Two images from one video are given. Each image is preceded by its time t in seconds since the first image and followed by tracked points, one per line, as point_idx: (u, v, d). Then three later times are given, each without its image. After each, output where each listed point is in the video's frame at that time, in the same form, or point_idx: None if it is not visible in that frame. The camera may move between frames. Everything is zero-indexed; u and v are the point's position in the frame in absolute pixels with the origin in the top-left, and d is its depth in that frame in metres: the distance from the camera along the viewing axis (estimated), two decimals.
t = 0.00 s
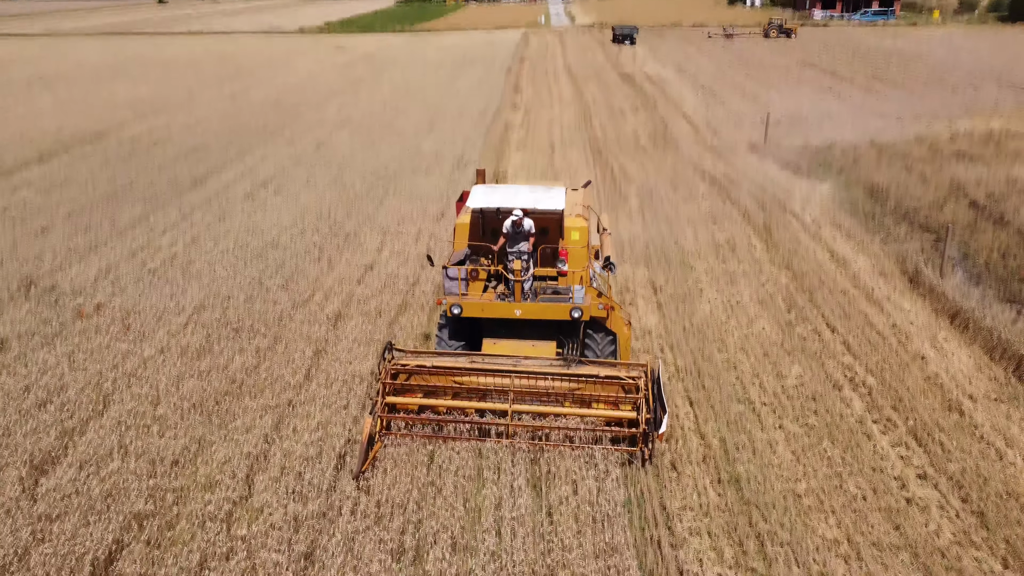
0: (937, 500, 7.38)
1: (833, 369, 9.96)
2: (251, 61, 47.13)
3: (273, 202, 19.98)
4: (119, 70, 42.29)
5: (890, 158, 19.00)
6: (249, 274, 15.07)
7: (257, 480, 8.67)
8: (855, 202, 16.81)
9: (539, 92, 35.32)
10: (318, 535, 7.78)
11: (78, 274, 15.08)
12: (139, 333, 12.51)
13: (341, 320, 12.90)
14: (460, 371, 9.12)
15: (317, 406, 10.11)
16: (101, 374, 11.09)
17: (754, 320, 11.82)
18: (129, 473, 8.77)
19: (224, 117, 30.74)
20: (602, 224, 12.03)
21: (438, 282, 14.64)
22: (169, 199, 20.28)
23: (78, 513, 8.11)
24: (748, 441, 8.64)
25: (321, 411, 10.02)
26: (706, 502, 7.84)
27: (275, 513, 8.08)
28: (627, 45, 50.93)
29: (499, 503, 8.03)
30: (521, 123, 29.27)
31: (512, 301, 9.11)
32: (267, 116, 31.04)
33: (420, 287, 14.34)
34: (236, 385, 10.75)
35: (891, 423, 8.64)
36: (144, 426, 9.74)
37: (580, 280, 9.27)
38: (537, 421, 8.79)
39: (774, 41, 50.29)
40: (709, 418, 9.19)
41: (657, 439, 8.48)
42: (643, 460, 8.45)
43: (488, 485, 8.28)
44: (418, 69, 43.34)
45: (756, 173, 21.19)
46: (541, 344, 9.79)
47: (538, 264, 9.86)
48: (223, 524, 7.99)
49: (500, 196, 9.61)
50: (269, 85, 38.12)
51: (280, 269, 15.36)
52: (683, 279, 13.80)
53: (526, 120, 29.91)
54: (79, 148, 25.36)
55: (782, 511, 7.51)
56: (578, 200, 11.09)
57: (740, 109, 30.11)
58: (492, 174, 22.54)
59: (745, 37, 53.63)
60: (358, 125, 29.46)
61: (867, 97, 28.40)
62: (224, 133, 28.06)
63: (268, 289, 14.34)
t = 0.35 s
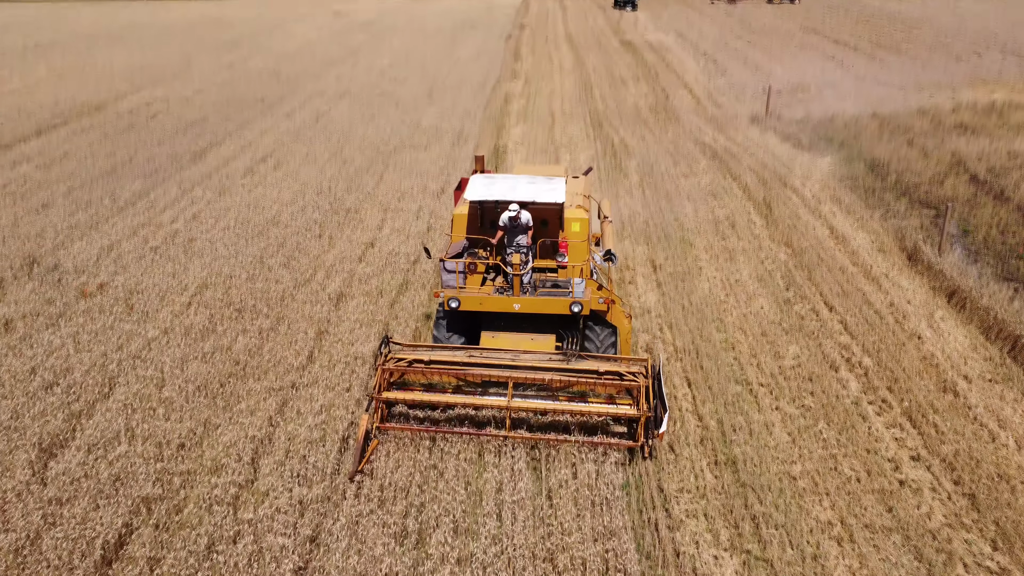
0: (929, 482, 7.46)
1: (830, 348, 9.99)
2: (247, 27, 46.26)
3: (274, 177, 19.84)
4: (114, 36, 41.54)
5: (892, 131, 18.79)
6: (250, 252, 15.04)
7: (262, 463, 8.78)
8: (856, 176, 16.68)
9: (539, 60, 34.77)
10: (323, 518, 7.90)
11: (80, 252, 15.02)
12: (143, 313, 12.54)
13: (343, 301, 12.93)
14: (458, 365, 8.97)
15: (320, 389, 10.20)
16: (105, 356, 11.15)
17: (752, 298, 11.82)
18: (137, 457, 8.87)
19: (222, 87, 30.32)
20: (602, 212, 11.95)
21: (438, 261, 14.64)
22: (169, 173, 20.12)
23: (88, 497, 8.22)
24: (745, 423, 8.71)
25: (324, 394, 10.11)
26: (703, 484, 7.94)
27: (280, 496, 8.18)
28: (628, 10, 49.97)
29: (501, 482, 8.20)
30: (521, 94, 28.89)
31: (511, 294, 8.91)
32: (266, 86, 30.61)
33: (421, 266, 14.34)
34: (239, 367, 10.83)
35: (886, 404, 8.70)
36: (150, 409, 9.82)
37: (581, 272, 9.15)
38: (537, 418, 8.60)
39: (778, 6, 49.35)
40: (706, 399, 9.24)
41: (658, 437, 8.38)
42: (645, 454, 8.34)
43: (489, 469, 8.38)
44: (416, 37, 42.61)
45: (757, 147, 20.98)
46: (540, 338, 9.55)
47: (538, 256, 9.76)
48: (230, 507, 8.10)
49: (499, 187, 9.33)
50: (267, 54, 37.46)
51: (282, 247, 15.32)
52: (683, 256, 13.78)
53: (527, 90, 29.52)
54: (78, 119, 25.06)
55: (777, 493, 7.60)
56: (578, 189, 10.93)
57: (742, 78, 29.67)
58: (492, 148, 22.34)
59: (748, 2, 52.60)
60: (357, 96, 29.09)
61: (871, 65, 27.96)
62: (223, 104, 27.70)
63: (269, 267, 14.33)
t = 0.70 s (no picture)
0: (921, 467, 7.55)
1: (826, 331, 10.03)
2: None
3: (275, 153, 19.73)
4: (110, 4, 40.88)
5: (894, 105, 18.58)
6: (253, 233, 15.02)
7: (268, 449, 8.91)
8: (856, 152, 16.55)
9: (540, 31, 34.25)
10: (328, 504, 8.02)
11: (83, 232, 15.00)
12: (147, 295, 12.59)
13: (345, 283, 12.99)
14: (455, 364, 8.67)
15: (324, 374, 10.30)
16: (111, 340, 11.23)
17: (751, 279, 11.83)
18: (145, 442, 8.99)
19: (220, 59, 29.92)
20: (603, 204, 11.89)
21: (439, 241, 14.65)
22: (170, 149, 20.00)
23: (98, 484, 8.35)
24: (742, 406, 8.78)
25: (328, 378, 10.22)
26: (699, 468, 8.02)
27: (286, 482, 8.31)
28: None
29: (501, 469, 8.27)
30: (522, 66, 28.54)
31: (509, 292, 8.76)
32: (265, 58, 30.21)
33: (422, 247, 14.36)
34: (244, 351, 10.92)
35: (881, 388, 8.77)
36: (157, 394, 9.93)
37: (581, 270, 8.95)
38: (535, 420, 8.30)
39: None
40: (704, 383, 9.30)
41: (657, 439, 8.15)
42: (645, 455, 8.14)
43: (490, 454, 8.47)
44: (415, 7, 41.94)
45: (758, 121, 20.77)
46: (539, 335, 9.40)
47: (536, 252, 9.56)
48: (238, 493, 8.23)
49: (496, 182, 9.11)
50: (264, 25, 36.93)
51: (284, 227, 15.31)
52: (683, 236, 13.76)
53: (527, 62, 29.16)
54: (77, 92, 24.78)
55: (772, 478, 7.69)
56: (578, 182, 10.81)
57: (744, 49, 29.25)
58: (492, 124, 22.14)
59: None
60: (357, 69, 28.76)
61: (874, 35, 27.54)
62: (222, 76, 27.38)
63: (271, 248, 14.35)
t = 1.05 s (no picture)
0: (914, 452, 7.64)
1: (824, 315, 10.06)
2: None
3: (275, 133, 19.60)
4: None
5: (896, 82, 18.39)
6: (254, 215, 15.00)
7: (274, 434, 8.99)
8: (857, 131, 16.43)
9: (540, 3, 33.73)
10: (333, 490, 8.08)
11: (86, 214, 14.97)
12: (151, 279, 12.62)
13: (347, 266, 13.02)
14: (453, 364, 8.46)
15: (328, 359, 10.38)
16: (117, 325, 11.28)
17: (749, 262, 11.82)
18: (153, 428, 9.06)
19: (218, 33, 29.53)
20: (602, 196, 11.85)
21: (440, 223, 14.65)
22: (170, 128, 19.86)
23: (108, 469, 8.42)
24: (739, 391, 8.85)
25: (332, 363, 10.30)
26: (697, 453, 8.09)
27: (292, 468, 8.40)
28: None
29: (502, 456, 8.26)
30: (522, 41, 28.17)
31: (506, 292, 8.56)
32: (263, 32, 29.82)
33: (424, 229, 14.36)
34: (248, 336, 11.00)
35: (876, 372, 8.84)
36: (163, 379, 9.99)
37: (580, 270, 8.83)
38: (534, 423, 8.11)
39: None
40: (702, 367, 9.35)
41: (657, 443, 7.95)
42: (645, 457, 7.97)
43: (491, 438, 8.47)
44: None
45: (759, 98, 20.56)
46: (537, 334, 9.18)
47: (535, 250, 9.44)
48: (245, 479, 8.31)
49: (494, 181, 8.95)
50: None
51: (286, 209, 15.29)
52: (682, 217, 13.75)
53: (527, 36, 28.77)
54: (75, 68, 24.52)
55: (767, 463, 7.78)
56: (577, 177, 10.72)
57: (747, 21, 28.82)
58: (492, 102, 21.93)
59: None
60: (357, 43, 28.40)
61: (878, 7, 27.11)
62: (220, 51, 27.05)
63: (273, 230, 14.34)
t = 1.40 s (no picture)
0: (907, 434, 7.73)
1: (822, 297, 10.08)
2: None
3: (276, 110, 19.43)
4: None
5: (898, 57, 18.17)
6: (257, 195, 14.93)
7: (281, 417, 9.02)
8: (859, 106, 16.30)
9: None
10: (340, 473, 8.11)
11: (89, 194, 14.87)
12: (157, 261, 12.60)
13: (350, 248, 13.02)
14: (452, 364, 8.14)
15: (333, 342, 10.43)
16: (124, 307, 11.28)
17: (749, 242, 11.80)
18: (162, 412, 9.06)
19: (216, 5, 29.07)
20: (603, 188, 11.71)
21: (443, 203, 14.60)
22: (171, 105, 19.66)
23: (120, 453, 8.41)
24: (737, 373, 8.91)
25: (337, 346, 10.35)
26: (695, 435, 8.14)
27: (300, 451, 8.39)
28: None
29: (504, 450, 8.04)
30: (523, 13, 27.76)
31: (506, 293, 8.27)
32: (261, 5, 29.37)
33: (426, 210, 14.32)
34: (254, 318, 11.02)
35: (872, 354, 8.91)
36: (171, 362, 9.98)
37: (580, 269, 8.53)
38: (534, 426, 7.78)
39: None
40: (700, 349, 9.40)
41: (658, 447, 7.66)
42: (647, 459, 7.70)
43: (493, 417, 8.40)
44: None
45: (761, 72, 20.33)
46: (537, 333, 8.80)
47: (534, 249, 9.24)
48: (254, 461, 8.33)
49: (492, 179, 8.84)
50: None
51: (288, 189, 15.22)
52: (682, 196, 13.71)
53: (528, 8, 28.33)
54: (73, 43, 24.20)
55: (764, 445, 7.86)
56: (577, 173, 10.57)
57: None
58: (493, 78, 21.68)
59: None
60: (357, 17, 27.99)
61: None
62: (219, 25, 26.68)
63: (276, 211, 14.30)
